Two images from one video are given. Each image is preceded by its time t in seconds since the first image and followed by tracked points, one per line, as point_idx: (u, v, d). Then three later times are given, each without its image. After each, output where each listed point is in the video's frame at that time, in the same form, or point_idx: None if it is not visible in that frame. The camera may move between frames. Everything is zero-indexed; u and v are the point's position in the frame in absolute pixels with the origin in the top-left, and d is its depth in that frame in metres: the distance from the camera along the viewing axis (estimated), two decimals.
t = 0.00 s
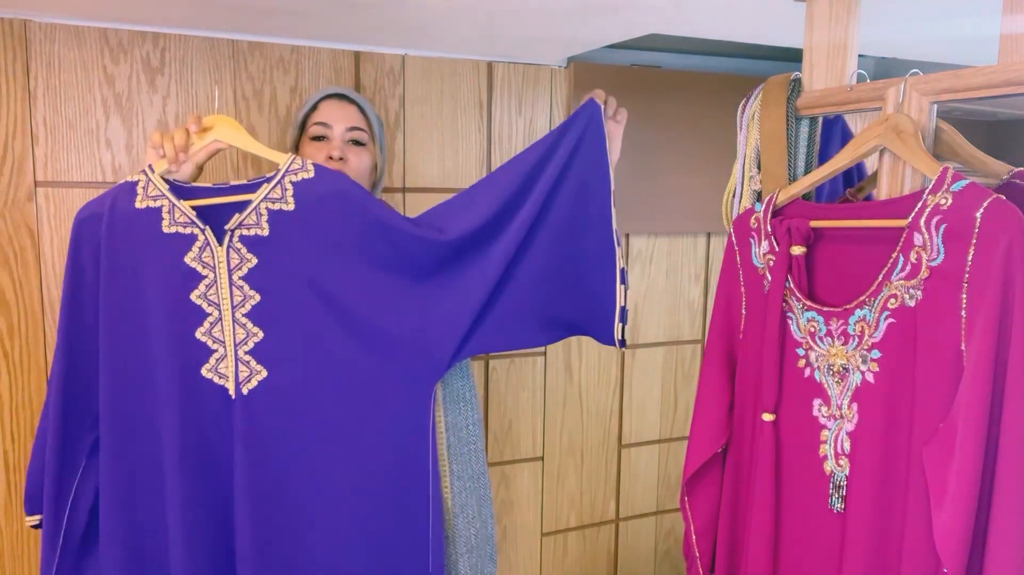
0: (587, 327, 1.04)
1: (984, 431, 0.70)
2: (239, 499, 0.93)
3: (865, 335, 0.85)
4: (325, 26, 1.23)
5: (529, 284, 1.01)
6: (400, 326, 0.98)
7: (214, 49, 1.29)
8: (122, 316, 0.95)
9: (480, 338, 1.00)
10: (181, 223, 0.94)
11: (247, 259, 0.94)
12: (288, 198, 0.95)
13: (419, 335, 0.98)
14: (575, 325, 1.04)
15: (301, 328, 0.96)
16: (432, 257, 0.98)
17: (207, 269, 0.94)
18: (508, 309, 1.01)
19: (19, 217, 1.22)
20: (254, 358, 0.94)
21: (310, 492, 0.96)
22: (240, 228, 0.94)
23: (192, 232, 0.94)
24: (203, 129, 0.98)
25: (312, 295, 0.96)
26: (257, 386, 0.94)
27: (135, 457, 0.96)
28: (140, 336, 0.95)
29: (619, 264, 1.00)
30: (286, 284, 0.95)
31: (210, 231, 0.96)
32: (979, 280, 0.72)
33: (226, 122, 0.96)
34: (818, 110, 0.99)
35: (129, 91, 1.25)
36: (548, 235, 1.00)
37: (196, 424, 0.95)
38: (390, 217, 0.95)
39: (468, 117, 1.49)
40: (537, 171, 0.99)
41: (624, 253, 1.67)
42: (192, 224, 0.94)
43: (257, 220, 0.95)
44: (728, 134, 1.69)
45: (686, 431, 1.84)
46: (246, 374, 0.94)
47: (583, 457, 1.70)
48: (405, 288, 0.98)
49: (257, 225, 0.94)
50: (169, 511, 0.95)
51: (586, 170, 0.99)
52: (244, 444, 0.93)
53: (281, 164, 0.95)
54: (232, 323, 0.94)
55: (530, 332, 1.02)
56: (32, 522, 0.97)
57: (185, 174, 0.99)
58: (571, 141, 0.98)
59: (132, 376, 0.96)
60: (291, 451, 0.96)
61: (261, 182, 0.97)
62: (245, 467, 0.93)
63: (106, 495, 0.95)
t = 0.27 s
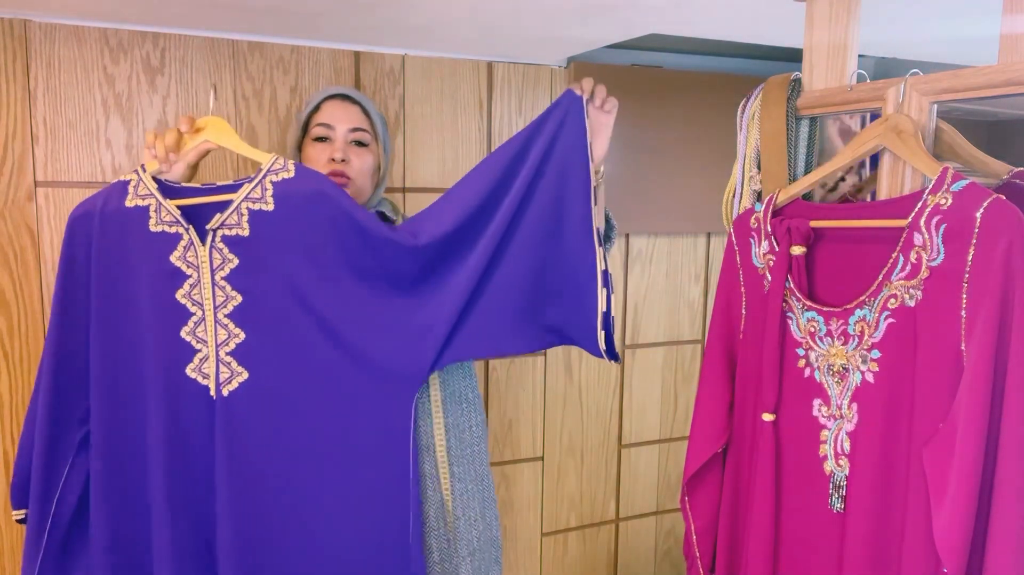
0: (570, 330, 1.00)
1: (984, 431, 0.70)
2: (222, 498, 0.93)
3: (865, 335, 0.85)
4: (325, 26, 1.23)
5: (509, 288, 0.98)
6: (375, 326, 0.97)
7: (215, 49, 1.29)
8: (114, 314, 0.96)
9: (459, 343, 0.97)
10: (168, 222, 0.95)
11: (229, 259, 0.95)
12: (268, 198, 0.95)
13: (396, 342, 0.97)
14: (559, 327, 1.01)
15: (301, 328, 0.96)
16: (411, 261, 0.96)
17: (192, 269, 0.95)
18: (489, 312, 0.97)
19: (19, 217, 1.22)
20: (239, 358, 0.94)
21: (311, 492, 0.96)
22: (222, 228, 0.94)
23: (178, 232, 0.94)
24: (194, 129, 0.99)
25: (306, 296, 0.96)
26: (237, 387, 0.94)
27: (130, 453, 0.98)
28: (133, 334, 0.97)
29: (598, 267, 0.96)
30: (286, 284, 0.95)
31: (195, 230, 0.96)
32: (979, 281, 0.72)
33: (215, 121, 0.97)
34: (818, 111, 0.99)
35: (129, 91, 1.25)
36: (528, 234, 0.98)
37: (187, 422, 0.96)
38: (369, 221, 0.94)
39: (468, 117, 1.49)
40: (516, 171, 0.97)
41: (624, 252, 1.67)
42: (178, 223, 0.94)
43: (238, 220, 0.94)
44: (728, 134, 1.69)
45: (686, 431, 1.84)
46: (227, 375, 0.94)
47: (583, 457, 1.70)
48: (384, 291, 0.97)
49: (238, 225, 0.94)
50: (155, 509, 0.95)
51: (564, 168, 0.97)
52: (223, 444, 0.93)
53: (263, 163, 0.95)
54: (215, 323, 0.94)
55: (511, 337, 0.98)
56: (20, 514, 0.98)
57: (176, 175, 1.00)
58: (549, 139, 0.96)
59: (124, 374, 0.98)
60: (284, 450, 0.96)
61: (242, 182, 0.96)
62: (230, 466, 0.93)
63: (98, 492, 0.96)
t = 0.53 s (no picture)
0: (565, 353, 0.91)
1: (984, 432, 0.70)
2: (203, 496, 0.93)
3: (865, 335, 0.85)
4: (325, 26, 1.23)
5: (496, 305, 0.91)
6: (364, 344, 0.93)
7: (214, 49, 1.29)
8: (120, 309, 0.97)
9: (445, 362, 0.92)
10: (165, 221, 0.95)
11: (220, 260, 0.94)
12: (259, 199, 0.93)
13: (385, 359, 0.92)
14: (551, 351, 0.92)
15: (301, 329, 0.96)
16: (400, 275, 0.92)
17: (186, 268, 0.95)
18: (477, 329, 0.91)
19: (19, 217, 1.22)
20: (226, 359, 0.94)
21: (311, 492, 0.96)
22: (215, 229, 0.94)
23: (173, 230, 0.94)
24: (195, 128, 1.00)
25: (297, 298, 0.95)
26: (223, 388, 0.94)
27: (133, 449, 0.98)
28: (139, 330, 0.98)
29: (596, 279, 0.88)
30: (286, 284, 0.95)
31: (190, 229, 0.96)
32: (979, 281, 0.72)
33: (215, 122, 0.98)
34: (818, 111, 0.99)
35: (129, 91, 1.25)
36: (515, 248, 0.90)
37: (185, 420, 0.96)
38: (357, 231, 0.90)
39: (468, 117, 1.49)
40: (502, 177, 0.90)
41: (624, 252, 1.67)
42: (173, 222, 0.94)
43: (230, 221, 0.94)
44: (728, 134, 1.69)
45: (687, 431, 1.84)
46: (214, 376, 0.93)
47: (583, 457, 1.70)
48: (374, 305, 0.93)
49: (229, 226, 0.93)
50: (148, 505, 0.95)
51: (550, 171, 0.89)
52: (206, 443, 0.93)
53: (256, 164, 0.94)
54: (204, 323, 0.94)
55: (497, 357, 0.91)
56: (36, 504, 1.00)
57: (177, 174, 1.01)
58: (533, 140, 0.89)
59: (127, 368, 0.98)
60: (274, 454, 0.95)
61: (235, 183, 0.95)
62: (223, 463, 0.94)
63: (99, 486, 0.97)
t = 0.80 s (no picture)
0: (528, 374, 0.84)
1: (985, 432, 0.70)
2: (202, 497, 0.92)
3: (865, 335, 0.85)
4: (324, 26, 1.23)
5: (456, 325, 0.83)
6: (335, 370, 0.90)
7: (214, 49, 1.29)
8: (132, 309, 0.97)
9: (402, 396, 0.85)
10: (177, 224, 0.95)
11: (227, 266, 0.94)
12: (268, 210, 0.93)
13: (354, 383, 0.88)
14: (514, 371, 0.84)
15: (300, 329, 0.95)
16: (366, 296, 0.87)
17: (194, 270, 0.95)
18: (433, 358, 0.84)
19: (19, 217, 1.22)
20: (229, 361, 0.94)
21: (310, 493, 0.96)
22: (224, 235, 0.94)
23: (185, 233, 0.95)
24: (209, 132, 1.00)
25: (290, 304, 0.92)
26: (225, 391, 0.94)
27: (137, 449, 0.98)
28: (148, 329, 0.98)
29: (544, 289, 0.81)
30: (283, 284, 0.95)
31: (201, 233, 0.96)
32: (979, 281, 0.72)
33: (230, 127, 0.97)
34: (817, 110, 0.99)
35: (129, 91, 1.25)
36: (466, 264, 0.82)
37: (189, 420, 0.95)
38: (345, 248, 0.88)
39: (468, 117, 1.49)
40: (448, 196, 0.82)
41: (624, 252, 1.67)
42: (185, 226, 0.95)
43: (239, 228, 0.93)
44: (728, 134, 1.69)
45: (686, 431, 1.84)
46: (216, 379, 0.93)
47: (582, 457, 1.70)
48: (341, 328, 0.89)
49: (238, 233, 0.93)
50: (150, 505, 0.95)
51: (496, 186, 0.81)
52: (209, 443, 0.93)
53: (265, 174, 0.93)
54: (209, 326, 0.94)
55: (452, 388, 0.83)
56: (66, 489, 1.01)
57: (191, 176, 1.01)
58: (472, 158, 0.81)
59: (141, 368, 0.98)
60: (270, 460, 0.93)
61: (246, 191, 0.95)
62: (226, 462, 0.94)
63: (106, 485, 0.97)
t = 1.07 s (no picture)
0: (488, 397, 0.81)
1: (985, 431, 0.70)
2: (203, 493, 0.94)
3: (865, 335, 0.85)
4: (324, 26, 1.23)
5: (436, 341, 0.78)
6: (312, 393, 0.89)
7: (214, 49, 1.29)
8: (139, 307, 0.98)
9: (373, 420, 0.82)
10: (184, 226, 0.96)
11: (229, 271, 0.94)
12: (268, 217, 0.92)
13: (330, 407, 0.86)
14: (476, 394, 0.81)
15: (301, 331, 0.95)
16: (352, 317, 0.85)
17: (199, 272, 0.96)
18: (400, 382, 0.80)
19: (19, 217, 1.22)
20: (227, 363, 0.94)
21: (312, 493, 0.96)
22: (228, 240, 0.94)
23: (190, 235, 0.96)
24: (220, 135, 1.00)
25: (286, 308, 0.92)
26: (222, 393, 0.94)
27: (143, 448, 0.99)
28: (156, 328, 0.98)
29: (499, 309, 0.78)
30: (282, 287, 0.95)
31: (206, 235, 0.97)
32: (979, 281, 0.72)
33: (237, 132, 0.98)
34: (818, 110, 0.99)
35: (129, 91, 1.25)
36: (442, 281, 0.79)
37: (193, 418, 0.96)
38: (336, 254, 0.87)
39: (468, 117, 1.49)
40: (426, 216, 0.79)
41: (624, 253, 1.67)
42: (191, 229, 0.96)
43: (240, 234, 0.94)
44: (728, 133, 1.69)
45: (686, 431, 1.84)
46: (215, 380, 0.94)
47: (582, 457, 1.70)
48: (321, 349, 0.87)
49: (240, 239, 0.94)
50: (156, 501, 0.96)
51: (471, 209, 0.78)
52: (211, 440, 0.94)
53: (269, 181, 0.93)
54: (210, 328, 0.94)
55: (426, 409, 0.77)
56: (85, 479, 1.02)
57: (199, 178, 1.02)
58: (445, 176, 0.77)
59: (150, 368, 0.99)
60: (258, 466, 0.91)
61: (249, 197, 0.95)
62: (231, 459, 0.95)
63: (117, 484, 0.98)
